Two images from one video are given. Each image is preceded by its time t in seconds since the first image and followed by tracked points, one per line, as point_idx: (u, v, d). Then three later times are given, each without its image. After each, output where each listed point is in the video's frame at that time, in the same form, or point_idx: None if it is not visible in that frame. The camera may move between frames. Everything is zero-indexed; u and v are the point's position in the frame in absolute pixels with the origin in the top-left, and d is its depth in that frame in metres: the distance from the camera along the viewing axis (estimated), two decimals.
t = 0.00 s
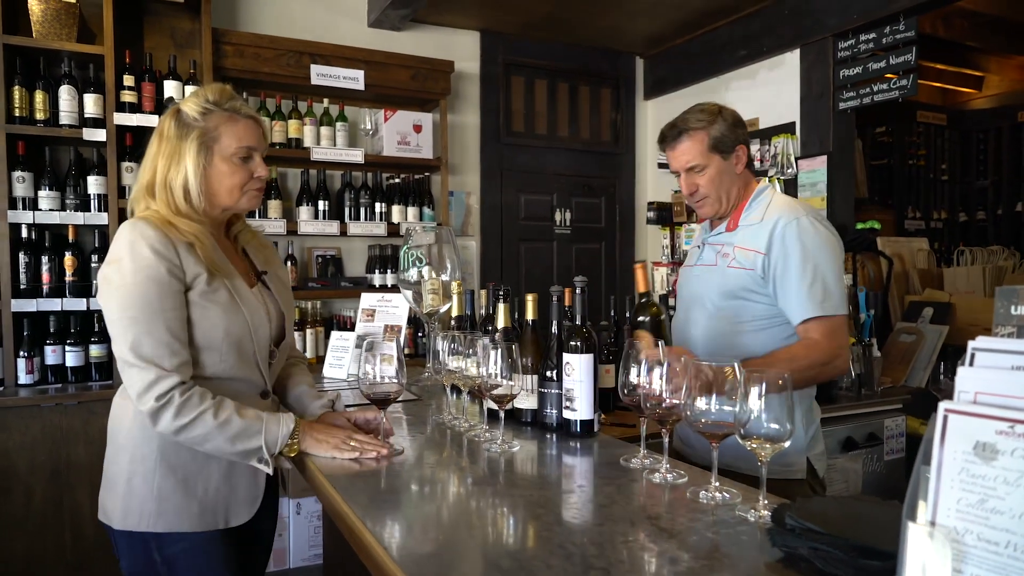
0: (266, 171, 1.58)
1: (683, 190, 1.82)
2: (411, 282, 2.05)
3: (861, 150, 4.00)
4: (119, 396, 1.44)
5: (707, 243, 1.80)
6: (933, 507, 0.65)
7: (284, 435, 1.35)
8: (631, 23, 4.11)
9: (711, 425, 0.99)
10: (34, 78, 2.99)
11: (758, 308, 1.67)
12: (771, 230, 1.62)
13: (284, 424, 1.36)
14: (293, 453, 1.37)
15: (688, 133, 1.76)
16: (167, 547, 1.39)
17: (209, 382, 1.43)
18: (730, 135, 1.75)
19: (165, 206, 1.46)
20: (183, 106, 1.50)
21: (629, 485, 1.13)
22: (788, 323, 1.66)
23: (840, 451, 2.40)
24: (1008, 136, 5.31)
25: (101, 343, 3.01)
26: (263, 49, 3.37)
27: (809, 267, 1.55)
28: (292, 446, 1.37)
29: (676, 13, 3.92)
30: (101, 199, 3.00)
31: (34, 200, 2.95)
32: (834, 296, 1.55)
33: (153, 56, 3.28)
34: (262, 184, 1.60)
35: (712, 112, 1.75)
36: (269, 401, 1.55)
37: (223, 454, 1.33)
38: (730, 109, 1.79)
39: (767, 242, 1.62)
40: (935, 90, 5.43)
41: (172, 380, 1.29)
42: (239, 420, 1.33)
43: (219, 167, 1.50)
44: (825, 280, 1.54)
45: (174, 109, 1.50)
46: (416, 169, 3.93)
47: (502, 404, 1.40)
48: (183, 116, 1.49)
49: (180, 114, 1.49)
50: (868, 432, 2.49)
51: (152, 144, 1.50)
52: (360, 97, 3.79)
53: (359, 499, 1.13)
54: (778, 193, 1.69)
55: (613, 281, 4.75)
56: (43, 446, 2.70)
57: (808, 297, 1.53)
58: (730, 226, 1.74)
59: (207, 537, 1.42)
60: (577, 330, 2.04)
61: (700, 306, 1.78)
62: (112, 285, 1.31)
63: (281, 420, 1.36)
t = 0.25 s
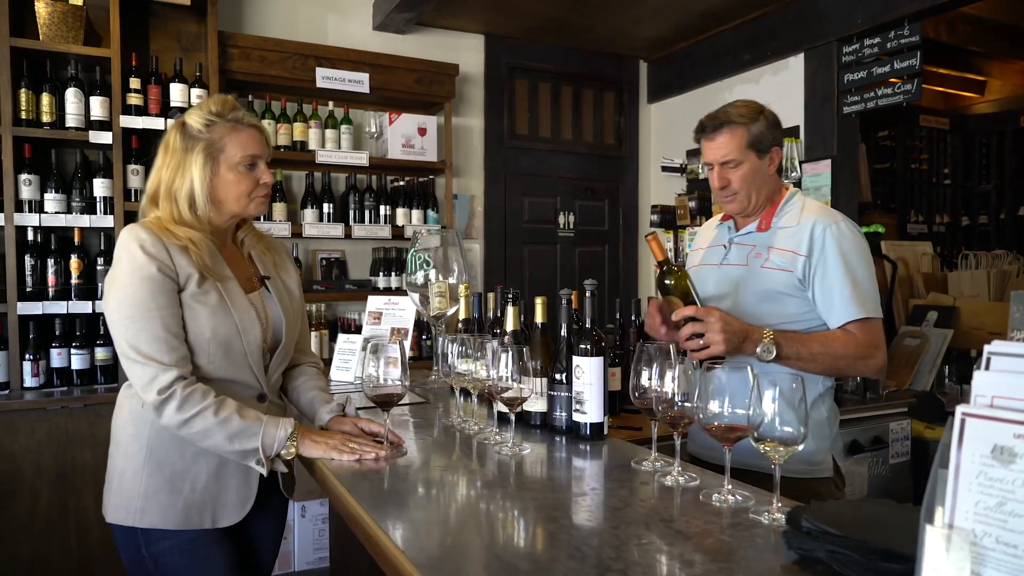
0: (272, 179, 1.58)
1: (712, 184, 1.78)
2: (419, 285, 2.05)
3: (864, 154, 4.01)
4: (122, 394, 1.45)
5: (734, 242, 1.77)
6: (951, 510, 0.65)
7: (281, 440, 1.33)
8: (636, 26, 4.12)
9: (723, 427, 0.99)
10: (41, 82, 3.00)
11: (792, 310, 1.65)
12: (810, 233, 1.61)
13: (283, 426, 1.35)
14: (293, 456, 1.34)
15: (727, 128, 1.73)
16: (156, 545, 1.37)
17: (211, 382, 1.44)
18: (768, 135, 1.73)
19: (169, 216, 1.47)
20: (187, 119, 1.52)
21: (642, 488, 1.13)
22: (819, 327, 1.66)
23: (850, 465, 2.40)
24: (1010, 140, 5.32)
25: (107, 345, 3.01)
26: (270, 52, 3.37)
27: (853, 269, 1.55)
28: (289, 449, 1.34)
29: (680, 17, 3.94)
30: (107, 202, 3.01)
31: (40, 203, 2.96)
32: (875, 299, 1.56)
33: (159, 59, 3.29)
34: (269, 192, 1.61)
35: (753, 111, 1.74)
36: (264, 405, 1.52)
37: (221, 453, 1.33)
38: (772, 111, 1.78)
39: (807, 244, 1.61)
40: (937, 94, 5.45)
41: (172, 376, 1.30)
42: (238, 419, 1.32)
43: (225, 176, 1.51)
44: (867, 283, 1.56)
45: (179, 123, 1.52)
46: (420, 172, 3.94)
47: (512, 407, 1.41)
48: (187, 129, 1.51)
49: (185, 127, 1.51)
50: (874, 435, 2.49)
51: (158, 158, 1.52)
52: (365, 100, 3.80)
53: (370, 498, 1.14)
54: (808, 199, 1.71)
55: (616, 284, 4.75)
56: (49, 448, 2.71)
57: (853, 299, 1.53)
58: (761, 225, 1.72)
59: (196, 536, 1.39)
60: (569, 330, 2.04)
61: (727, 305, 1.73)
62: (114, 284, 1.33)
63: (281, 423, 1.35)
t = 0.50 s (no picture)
0: (271, 182, 1.58)
1: (735, 178, 1.74)
2: (419, 287, 2.05)
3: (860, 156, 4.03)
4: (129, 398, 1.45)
5: (754, 242, 1.77)
6: (962, 513, 0.65)
7: (284, 444, 1.32)
8: (633, 29, 4.13)
9: (729, 430, 0.99)
10: (38, 82, 2.98)
11: (813, 309, 1.66)
12: (834, 232, 1.65)
13: (285, 430, 1.33)
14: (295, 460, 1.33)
15: (759, 123, 1.72)
16: (169, 549, 1.37)
17: (214, 386, 1.43)
18: (796, 137, 1.73)
19: (170, 224, 1.46)
20: (183, 127, 1.51)
21: (648, 491, 1.13)
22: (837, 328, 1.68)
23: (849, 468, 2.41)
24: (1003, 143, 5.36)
25: (103, 347, 3.00)
26: (268, 53, 3.37)
27: (878, 269, 1.59)
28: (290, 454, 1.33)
29: (678, 19, 3.95)
30: (104, 203, 2.99)
31: (37, 204, 2.94)
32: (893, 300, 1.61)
33: (157, 60, 3.28)
34: (269, 196, 1.60)
35: (783, 111, 1.73)
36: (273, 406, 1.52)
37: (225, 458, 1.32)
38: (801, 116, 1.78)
39: (831, 242, 1.64)
40: (932, 97, 5.48)
41: (174, 380, 1.29)
42: (241, 424, 1.32)
43: (225, 182, 1.50)
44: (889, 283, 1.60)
45: (175, 131, 1.51)
46: (418, 174, 3.94)
47: (515, 409, 1.41)
48: (184, 137, 1.50)
49: (181, 135, 1.50)
50: (871, 436, 2.50)
51: (154, 167, 1.51)
52: (363, 101, 3.79)
53: (373, 497, 1.16)
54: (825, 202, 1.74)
55: (613, 286, 4.76)
56: (45, 451, 2.69)
57: (878, 296, 1.56)
58: (781, 225, 1.72)
59: (208, 537, 1.39)
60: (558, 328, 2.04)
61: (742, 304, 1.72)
62: (116, 289, 1.33)
63: (284, 427, 1.34)
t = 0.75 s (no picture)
0: (268, 181, 1.58)
1: (745, 166, 1.76)
2: (415, 287, 2.05)
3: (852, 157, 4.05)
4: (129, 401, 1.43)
5: (760, 241, 1.77)
6: (972, 512, 0.66)
7: (267, 438, 1.29)
8: (627, 29, 4.14)
9: (733, 429, 1.00)
10: (28, 80, 2.95)
11: (819, 311, 1.68)
12: (842, 234, 1.66)
13: (266, 425, 1.30)
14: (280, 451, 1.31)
15: (777, 113, 1.75)
16: (176, 554, 1.37)
17: (212, 389, 1.42)
18: (809, 135, 1.77)
19: (167, 225, 1.45)
20: (178, 128, 1.50)
21: (652, 491, 1.13)
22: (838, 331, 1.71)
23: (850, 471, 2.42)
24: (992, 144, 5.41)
25: (94, 347, 2.97)
26: (261, 52, 3.35)
27: (885, 273, 1.62)
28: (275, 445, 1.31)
29: (672, 19, 3.96)
30: (95, 202, 2.96)
31: (27, 203, 2.91)
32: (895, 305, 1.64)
33: (148, 58, 3.26)
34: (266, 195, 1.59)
35: (802, 107, 1.77)
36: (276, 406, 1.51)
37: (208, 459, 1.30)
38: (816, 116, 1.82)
39: (840, 244, 1.65)
40: (921, 98, 5.52)
41: (156, 387, 1.27)
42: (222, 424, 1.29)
43: (223, 182, 1.49)
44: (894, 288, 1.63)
45: (170, 133, 1.50)
46: (412, 173, 3.93)
47: (516, 409, 1.40)
48: (179, 138, 1.48)
49: (177, 137, 1.48)
50: (865, 435, 2.51)
51: (150, 169, 1.50)
52: (356, 100, 3.77)
53: (375, 497, 1.16)
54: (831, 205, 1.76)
55: (606, 285, 4.76)
56: (36, 453, 2.66)
57: (887, 300, 1.59)
58: (787, 225, 1.74)
59: (215, 541, 1.39)
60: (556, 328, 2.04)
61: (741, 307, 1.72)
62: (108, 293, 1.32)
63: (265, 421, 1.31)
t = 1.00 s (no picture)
0: (265, 181, 1.56)
1: (739, 163, 1.77)
2: (410, 284, 2.04)
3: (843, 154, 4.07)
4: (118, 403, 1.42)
5: (752, 238, 1.78)
6: (975, 508, 0.66)
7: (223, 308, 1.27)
8: (618, 26, 4.14)
9: (733, 426, 0.99)
10: (14, 75, 2.91)
11: (810, 309, 1.68)
12: (834, 232, 1.67)
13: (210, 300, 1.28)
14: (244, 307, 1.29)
15: (772, 110, 1.75)
16: (162, 556, 1.35)
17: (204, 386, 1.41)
18: (805, 133, 1.76)
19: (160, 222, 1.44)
20: (176, 122, 1.47)
21: (652, 489, 1.13)
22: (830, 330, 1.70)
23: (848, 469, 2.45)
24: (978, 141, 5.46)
25: (83, 345, 2.94)
26: (251, 46, 3.32)
27: (875, 271, 1.61)
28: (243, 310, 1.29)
29: (664, 16, 3.96)
30: (84, 198, 2.93)
31: (14, 200, 2.87)
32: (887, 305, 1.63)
33: (137, 53, 3.22)
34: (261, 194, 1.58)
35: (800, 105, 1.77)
36: (270, 408, 1.46)
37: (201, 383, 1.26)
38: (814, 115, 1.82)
39: (831, 242, 1.66)
40: (909, 95, 5.57)
41: (145, 352, 1.24)
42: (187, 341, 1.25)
43: (221, 181, 1.48)
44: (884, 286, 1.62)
45: (168, 126, 1.47)
46: (403, 170, 3.91)
47: (514, 407, 1.40)
48: (177, 133, 1.46)
49: (174, 131, 1.46)
50: (856, 431, 2.53)
51: (144, 161, 1.47)
52: (348, 96, 3.75)
53: (374, 496, 1.15)
54: (826, 203, 1.76)
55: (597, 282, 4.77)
56: (24, 453, 2.63)
57: (877, 299, 1.58)
58: (781, 222, 1.74)
59: (201, 546, 1.37)
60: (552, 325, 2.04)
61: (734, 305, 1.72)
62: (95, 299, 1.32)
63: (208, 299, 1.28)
